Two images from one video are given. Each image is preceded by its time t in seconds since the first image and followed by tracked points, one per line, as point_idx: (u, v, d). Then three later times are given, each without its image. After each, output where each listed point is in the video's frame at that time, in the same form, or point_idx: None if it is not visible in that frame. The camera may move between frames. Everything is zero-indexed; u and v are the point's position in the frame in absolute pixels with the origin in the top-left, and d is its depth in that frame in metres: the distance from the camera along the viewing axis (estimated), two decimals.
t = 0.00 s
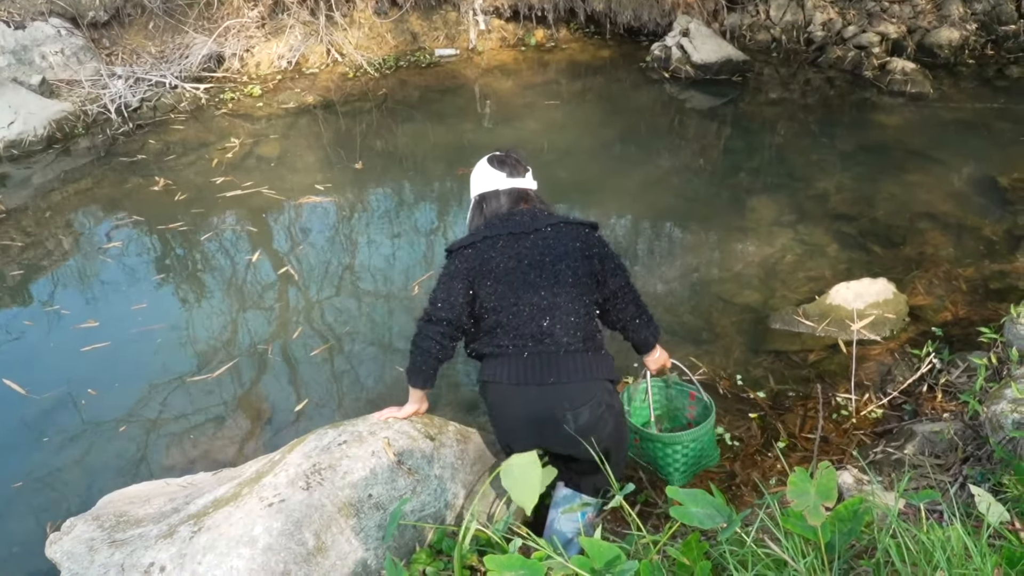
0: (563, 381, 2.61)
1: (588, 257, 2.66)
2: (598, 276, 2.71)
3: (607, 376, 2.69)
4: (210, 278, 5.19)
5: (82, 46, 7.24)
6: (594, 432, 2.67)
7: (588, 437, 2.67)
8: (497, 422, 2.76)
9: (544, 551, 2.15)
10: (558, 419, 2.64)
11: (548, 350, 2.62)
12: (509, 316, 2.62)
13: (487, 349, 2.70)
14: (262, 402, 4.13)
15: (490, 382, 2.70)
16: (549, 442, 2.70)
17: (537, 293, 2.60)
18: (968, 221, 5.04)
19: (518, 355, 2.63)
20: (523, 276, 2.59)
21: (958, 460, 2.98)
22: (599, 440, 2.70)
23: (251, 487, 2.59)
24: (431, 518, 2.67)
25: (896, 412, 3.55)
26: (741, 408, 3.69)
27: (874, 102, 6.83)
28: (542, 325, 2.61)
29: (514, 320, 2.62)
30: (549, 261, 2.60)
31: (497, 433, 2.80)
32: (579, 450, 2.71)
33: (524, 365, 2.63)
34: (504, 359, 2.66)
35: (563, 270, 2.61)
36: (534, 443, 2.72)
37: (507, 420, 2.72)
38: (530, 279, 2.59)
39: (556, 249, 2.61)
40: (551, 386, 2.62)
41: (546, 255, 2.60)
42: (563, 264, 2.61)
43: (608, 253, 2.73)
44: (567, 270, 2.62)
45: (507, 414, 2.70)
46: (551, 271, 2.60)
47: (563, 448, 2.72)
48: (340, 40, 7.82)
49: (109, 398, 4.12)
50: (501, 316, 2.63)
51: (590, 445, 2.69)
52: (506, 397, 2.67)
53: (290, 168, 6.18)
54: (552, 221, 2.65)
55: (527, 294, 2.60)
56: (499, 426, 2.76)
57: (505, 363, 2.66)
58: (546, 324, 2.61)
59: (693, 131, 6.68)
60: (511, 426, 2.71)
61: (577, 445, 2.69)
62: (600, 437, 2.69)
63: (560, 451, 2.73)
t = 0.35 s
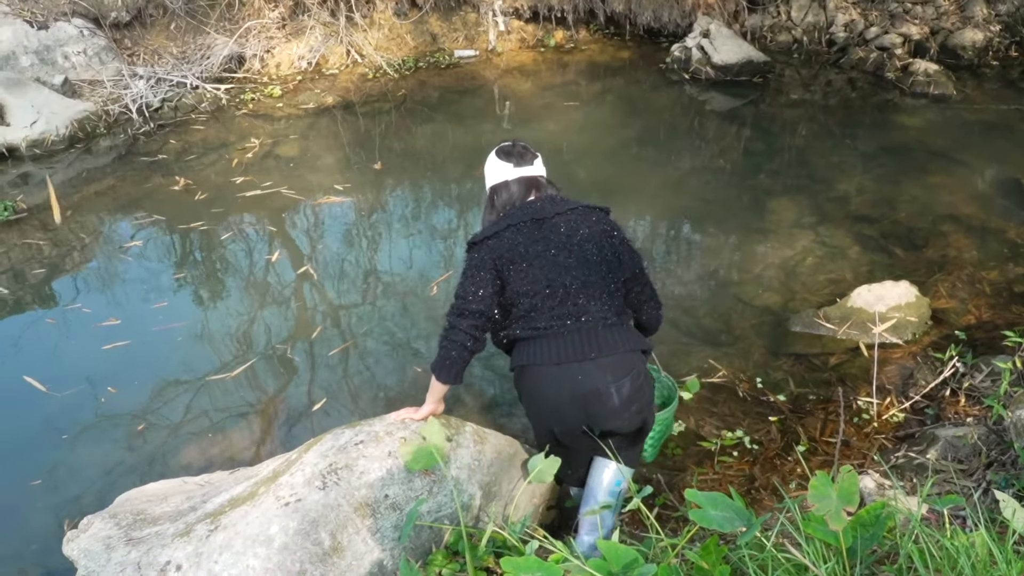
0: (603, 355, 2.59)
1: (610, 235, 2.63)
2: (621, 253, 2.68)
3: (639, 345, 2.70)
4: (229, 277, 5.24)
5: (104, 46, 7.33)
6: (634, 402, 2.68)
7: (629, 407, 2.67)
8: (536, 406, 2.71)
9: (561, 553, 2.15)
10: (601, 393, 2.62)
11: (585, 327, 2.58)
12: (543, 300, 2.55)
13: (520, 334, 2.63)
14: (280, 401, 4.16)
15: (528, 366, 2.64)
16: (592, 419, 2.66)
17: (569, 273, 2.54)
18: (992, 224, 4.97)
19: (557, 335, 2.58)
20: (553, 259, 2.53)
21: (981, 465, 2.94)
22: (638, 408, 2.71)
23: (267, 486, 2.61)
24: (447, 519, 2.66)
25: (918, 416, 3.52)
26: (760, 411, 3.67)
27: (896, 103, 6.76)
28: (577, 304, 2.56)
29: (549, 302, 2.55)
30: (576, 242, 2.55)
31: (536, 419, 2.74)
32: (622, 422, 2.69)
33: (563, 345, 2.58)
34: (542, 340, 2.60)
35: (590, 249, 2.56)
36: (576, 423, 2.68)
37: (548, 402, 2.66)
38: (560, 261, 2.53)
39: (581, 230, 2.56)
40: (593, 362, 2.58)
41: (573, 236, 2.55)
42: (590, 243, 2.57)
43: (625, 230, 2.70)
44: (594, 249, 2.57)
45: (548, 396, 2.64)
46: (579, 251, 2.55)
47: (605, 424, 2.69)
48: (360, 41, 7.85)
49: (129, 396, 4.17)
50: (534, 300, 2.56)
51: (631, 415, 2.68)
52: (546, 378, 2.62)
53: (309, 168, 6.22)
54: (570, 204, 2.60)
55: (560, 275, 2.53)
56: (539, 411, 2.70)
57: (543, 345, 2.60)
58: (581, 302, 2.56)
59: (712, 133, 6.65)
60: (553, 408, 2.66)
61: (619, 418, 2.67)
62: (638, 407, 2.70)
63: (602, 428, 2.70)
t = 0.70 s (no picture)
0: (614, 357, 2.57)
1: (622, 240, 2.63)
2: (632, 259, 2.68)
3: (651, 351, 2.67)
4: (228, 295, 5.23)
5: (102, 64, 7.39)
6: (644, 405, 2.67)
7: (640, 411, 2.65)
8: (543, 411, 2.67)
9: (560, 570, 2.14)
10: (612, 395, 2.60)
11: (596, 328, 2.57)
12: (553, 301, 2.55)
13: (530, 335, 2.63)
14: (279, 417, 4.15)
15: (537, 368, 2.62)
16: (601, 422, 2.64)
17: (579, 275, 2.55)
18: (990, 237, 4.98)
19: (567, 336, 2.57)
20: (564, 260, 2.54)
21: (982, 477, 2.92)
22: (648, 412, 2.70)
23: (263, 505, 2.59)
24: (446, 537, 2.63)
25: (918, 429, 3.50)
26: (760, 425, 3.65)
27: (893, 117, 6.79)
28: (588, 305, 2.55)
29: (559, 303, 2.55)
30: (587, 244, 2.56)
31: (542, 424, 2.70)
32: (632, 427, 2.67)
33: (574, 346, 2.57)
34: (552, 342, 2.59)
35: (601, 252, 2.57)
36: (586, 427, 2.65)
37: (556, 406, 2.63)
38: (570, 263, 2.54)
39: (592, 234, 2.58)
40: (603, 363, 2.57)
41: (584, 239, 2.56)
42: (601, 246, 2.58)
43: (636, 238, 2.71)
44: (605, 252, 2.58)
45: (557, 400, 2.61)
46: (590, 254, 2.56)
47: (615, 428, 2.67)
48: (359, 58, 7.90)
49: (126, 415, 4.16)
50: (544, 301, 2.57)
51: (640, 419, 2.67)
52: (556, 381, 2.60)
53: (308, 185, 6.23)
54: (582, 209, 2.63)
55: (570, 277, 2.54)
56: (546, 416, 2.66)
57: (552, 347, 2.59)
58: (593, 304, 2.56)
59: (710, 147, 6.67)
60: (561, 412, 2.62)
61: (630, 421, 2.66)
62: (648, 411, 2.69)
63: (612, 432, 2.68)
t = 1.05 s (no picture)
0: (620, 356, 2.57)
1: (629, 242, 2.65)
2: (639, 262, 2.69)
3: (656, 353, 2.67)
4: (213, 305, 5.20)
5: (83, 74, 7.35)
6: (648, 406, 2.65)
7: (644, 412, 2.64)
8: (547, 411, 2.64)
9: None
10: (617, 394, 2.59)
11: (603, 327, 2.56)
12: (560, 299, 2.55)
13: (536, 335, 2.62)
14: (264, 427, 4.12)
15: (542, 367, 2.60)
16: (606, 422, 2.62)
17: (586, 274, 2.55)
18: (972, 242, 5.02)
19: (574, 334, 2.55)
20: (571, 259, 2.55)
21: (965, 481, 2.93)
22: (651, 414, 2.68)
23: (246, 516, 2.56)
24: (430, 545, 2.61)
25: (903, 433, 3.51)
26: (746, 431, 3.66)
27: (876, 124, 6.85)
28: (595, 304, 2.55)
29: (566, 302, 2.55)
30: (595, 245, 2.57)
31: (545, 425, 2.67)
32: (635, 428, 2.65)
33: (580, 344, 2.55)
34: (558, 340, 2.57)
35: (609, 253, 2.59)
36: (590, 427, 2.62)
37: (561, 404, 2.61)
38: (578, 262, 2.55)
39: (599, 235, 2.59)
40: (609, 361, 2.56)
41: (592, 239, 2.58)
42: (608, 246, 2.59)
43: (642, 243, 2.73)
44: (613, 253, 2.59)
45: (562, 398, 2.59)
46: (598, 254, 2.57)
47: (619, 429, 2.65)
48: (343, 67, 7.90)
49: (110, 427, 4.11)
50: (552, 300, 2.57)
51: (644, 420, 2.65)
52: (561, 379, 2.58)
53: (293, 195, 6.21)
54: (590, 212, 2.65)
55: (577, 275, 2.54)
56: (551, 415, 2.63)
57: (559, 346, 2.57)
58: (600, 302, 2.56)
59: (695, 155, 6.71)
60: (566, 411, 2.60)
61: (633, 422, 2.64)
62: (651, 412, 2.68)
63: (616, 433, 2.66)
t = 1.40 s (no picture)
0: (607, 360, 2.55)
1: (628, 249, 2.65)
2: (637, 269, 2.69)
3: (645, 361, 2.64)
4: (191, 305, 5.13)
5: (60, 72, 7.24)
6: (632, 413, 2.63)
7: (629, 417, 2.62)
8: (533, 411, 2.64)
9: None
10: (602, 399, 2.57)
11: (592, 331, 2.55)
12: (552, 300, 2.58)
13: (528, 334, 2.65)
14: (242, 430, 4.06)
15: (530, 366, 2.61)
16: (590, 425, 2.61)
17: (578, 276, 2.57)
18: (949, 246, 5.07)
19: (563, 336, 2.56)
20: (566, 261, 2.59)
21: (941, 483, 2.94)
22: (637, 420, 2.66)
23: (220, 518, 2.52)
24: (408, 548, 2.57)
25: (880, 436, 3.53)
26: (725, 433, 3.66)
27: (854, 129, 6.91)
28: (586, 307, 2.56)
29: (557, 302, 2.57)
30: (590, 248, 2.60)
31: (531, 425, 2.67)
32: (618, 433, 2.63)
33: (568, 346, 2.55)
34: (547, 341, 2.58)
35: (604, 257, 2.60)
36: (574, 429, 2.62)
37: (546, 405, 2.60)
38: (572, 264, 2.58)
39: (597, 238, 2.62)
40: (595, 365, 2.54)
41: (589, 242, 2.61)
42: (604, 250, 2.61)
43: (643, 251, 2.72)
44: (609, 257, 2.60)
45: (547, 399, 2.59)
46: (593, 257, 2.59)
47: (603, 433, 2.63)
48: (323, 68, 7.83)
49: (84, 429, 4.04)
50: (544, 299, 2.61)
51: (629, 426, 2.63)
52: (547, 379, 2.57)
53: (272, 195, 6.15)
54: (593, 216, 2.70)
55: (570, 277, 2.57)
56: (537, 415, 2.63)
57: (548, 346, 2.58)
58: (591, 305, 2.56)
59: (676, 158, 6.73)
60: (551, 411, 2.60)
61: (617, 427, 2.62)
62: (637, 418, 2.66)
63: (600, 438, 2.65)
